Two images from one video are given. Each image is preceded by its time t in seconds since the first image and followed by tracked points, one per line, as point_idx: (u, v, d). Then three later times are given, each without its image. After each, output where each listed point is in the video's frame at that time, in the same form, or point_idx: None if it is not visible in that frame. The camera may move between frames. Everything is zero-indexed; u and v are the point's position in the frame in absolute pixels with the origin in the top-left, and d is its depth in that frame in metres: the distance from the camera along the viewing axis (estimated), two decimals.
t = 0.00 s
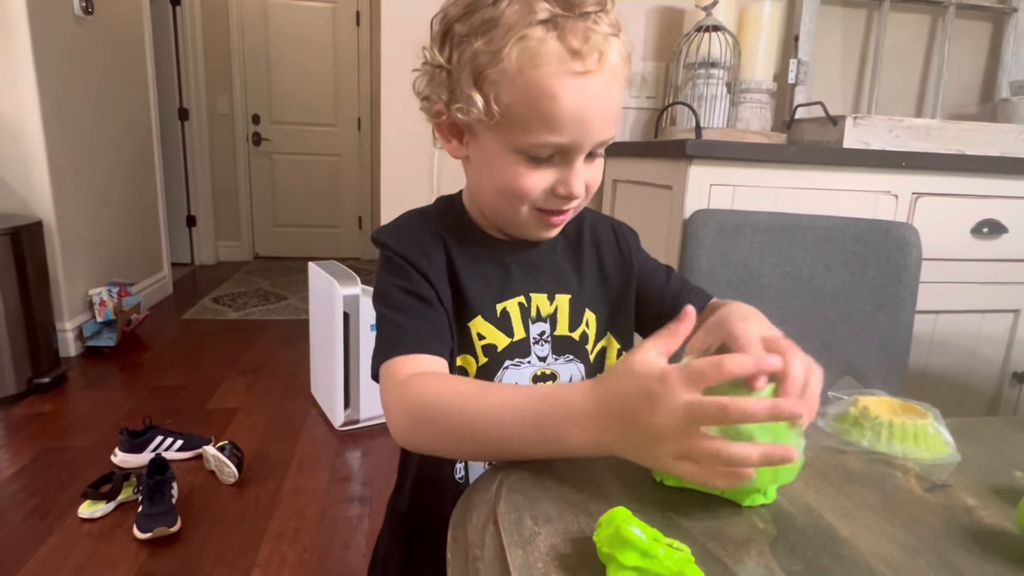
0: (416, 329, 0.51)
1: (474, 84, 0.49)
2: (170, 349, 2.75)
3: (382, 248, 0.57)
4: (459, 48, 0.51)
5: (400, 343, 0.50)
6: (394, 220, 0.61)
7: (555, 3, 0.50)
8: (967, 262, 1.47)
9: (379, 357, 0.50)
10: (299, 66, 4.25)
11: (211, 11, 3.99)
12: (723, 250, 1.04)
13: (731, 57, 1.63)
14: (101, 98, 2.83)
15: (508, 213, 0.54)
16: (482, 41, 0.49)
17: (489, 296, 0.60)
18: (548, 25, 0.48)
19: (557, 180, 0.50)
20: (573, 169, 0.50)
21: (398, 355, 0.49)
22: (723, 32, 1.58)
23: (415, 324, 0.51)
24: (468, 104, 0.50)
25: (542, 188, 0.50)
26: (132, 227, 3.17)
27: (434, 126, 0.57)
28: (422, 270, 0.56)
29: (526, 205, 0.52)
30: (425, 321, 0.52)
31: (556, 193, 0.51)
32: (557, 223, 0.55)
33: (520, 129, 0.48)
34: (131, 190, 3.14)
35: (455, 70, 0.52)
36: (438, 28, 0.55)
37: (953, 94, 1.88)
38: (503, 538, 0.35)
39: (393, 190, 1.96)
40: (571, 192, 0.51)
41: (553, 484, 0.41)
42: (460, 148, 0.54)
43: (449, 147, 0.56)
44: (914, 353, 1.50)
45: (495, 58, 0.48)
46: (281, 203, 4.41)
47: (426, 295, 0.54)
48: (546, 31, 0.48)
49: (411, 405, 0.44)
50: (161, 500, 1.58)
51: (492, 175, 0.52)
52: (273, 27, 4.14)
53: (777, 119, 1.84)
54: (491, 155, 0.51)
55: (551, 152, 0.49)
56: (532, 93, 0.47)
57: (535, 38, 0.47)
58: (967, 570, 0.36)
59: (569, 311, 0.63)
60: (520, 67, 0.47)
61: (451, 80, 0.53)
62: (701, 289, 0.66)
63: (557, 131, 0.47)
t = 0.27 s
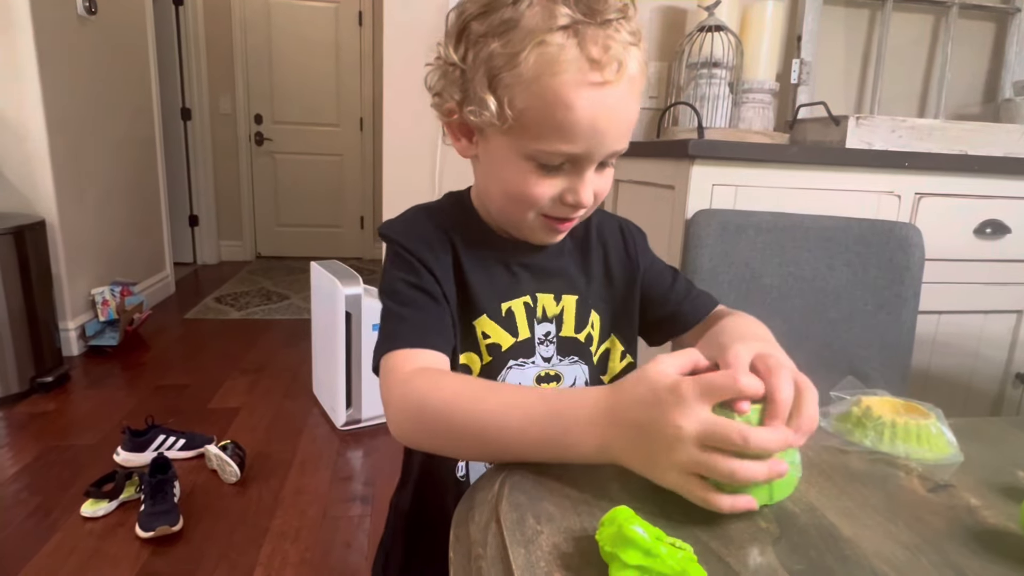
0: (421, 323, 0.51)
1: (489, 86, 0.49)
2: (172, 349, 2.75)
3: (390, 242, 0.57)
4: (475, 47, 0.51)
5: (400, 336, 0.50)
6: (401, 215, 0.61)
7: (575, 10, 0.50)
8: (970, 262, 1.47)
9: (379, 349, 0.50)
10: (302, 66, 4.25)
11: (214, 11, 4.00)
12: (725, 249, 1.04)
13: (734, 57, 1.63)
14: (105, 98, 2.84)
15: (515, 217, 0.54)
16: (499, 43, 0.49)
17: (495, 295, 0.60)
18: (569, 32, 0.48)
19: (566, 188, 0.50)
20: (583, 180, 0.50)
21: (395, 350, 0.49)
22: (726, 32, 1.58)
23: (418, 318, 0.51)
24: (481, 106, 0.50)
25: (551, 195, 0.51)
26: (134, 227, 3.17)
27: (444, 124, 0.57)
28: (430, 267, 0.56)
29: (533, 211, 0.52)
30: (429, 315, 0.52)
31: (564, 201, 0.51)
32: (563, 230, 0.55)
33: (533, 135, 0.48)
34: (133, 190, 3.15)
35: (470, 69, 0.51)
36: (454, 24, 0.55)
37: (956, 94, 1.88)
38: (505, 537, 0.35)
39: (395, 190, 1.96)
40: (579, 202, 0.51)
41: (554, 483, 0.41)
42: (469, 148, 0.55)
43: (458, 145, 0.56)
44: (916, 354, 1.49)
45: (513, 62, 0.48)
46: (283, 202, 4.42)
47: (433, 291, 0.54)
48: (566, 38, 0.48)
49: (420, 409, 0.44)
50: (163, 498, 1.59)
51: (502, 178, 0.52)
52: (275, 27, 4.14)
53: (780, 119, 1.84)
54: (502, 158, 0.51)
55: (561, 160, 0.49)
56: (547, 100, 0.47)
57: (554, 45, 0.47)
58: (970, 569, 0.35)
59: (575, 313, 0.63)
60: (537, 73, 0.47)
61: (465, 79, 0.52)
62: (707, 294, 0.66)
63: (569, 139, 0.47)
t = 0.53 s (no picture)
0: (448, 310, 0.50)
1: (525, 108, 0.47)
2: (174, 349, 2.75)
3: (407, 236, 0.57)
4: (515, 59, 0.47)
5: (428, 324, 0.48)
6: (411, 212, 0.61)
7: (626, 40, 0.47)
8: (972, 263, 1.47)
9: (402, 341, 0.49)
10: (304, 66, 4.26)
11: (216, 11, 4.00)
12: (727, 250, 1.04)
13: (735, 57, 1.63)
14: (107, 98, 2.85)
15: (529, 228, 0.55)
16: (544, 63, 0.46)
17: (513, 295, 0.60)
18: (617, 68, 0.46)
19: (584, 217, 0.51)
20: (601, 212, 0.51)
21: (425, 340, 0.47)
22: (728, 32, 1.57)
23: (444, 306, 0.50)
24: (514, 126, 0.48)
25: (566, 219, 0.51)
26: (136, 227, 3.18)
27: (465, 123, 0.55)
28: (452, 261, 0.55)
29: (545, 229, 0.53)
30: (456, 305, 0.51)
31: (578, 227, 0.52)
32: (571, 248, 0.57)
33: (562, 165, 0.47)
34: (136, 190, 3.16)
35: (506, 82, 0.48)
36: (492, 23, 0.50)
37: (958, 95, 1.88)
38: (507, 536, 0.35)
39: (397, 190, 1.96)
40: (592, 230, 0.52)
41: (557, 483, 0.41)
42: (489, 156, 0.53)
43: (478, 148, 0.54)
44: (918, 355, 1.49)
45: (555, 90, 0.45)
46: (285, 202, 4.42)
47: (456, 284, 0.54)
48: (614, 75, 0.45)
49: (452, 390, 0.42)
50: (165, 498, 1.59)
51: (521, 196, 0.52)
52: (277, 27, 4.15)
53: (782, 120, 1.84)
54: (524, 176, 0.50)
55: (584, 192, 0.49)
56: (584, 136, 0.45)
57: (601, 82, 0.45)
58: (970, 569, 0.36)
59: (587, 315, 0.64)
60: (578, 108, 0.45)
61: (497, 89, 0.49)
62: (712, 300, 0.66)
63: (596, 175, 0.47)
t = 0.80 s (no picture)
0: (449, 338, 0.50)
1: (563, 147, 0.46)
2: (175, 349, 2.76)
3: (408, 241, 0.56)
4: (557, 93, 0.46)
5: (427, 354, 0.49)
6: (409, 212, 0.60)
7: (678, 87, 0.46)
8: (973, 264, 1.47)
9: (401, 366, 0.49)
10: (304, 67, 4.26)
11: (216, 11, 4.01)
12: (727, 250, 1.05)
13: (736, 58, 1.63)
14: (108, 99, 2.85)
15: (541, 250, 0.55)
16: (589, 104, 0.44)
17: (522, 306, 0.60)
18: (665, 120, 0.45)
19: (603, 253, 0.51)
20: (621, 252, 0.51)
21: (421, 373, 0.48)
22: (729, 33, 1.57)
23: (444, 333, 0.50)
24: (549, 165, 0.47)
25: (585, 255, 0.51)
26: (137, 227, 3.18)
27: (491, 138, 0.52)
28: (457, 277, 0.55)
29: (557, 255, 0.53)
30: (456, 330, 0.52)
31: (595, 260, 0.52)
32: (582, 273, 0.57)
33: (590, 208, 0.47)
34: (137, 191, 3.16)
35: (545, 115, 0.46)
36: (535, 45, 0.48)
37: (958, 96, 1.88)
38: (507, 536, 0.36)
39: (397, 191, 1.96)
40: (609, 266, 0.52)
41: (558, 484, 0.41)
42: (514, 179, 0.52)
43: (501, 167, 0.52)
44: (919, 356, 1.49)
45: (598, 135, 0.44)
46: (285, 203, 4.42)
47: (459, 302, 0.54)
48: (660, 125, 0.45)
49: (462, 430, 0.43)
50: (165, 499, 1.59)
51: (544, 225, 0.51)
52: (278, 28, 4.15)
53: (782, 120, 1.84)
54: (547, 210, 0.50)
55: (608, 234, 0.48)
56: (619, 187, 0.45)
57: (645, 135, 0.44)
58: (969, 569, 0.35)
59: (596, 323, 0.64)
60: (619, 158, 0.44)
61: (535, 117, 0.47)
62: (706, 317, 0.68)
63: (624, 220, 0.47)
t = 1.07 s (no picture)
0: (435, 316, 0.51)
1: (490, 109, 0.48)
2: (175, 350, 2.76)
3: (396, 248, 0.58)
4: (475, 64, 0.50)
5: (415, 330, 0.49)
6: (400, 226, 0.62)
7: (580, 29, 0.49)
8: (974, 263, 1.47)
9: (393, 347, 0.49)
10: (305, 67, 4.26)
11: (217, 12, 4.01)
12: (728, 249, 1.04)
13: (736, 58, 1.63)
14: (108, 100, 2.85)
15: (514, 231, 0.56)
16: (501, 63, 0.48)
17: (499, 297, 0.61)
18: (573, 55, 0.47)
19: (567, 207, 0.51)
20: (584, 200, 0.50)
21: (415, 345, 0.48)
22: (729, 33, 1.57)
23: (430, 312, 0.51)
24: (482, 128, 0.49)
25: (551, 214, 0.51)
26: (138, 228, 3.18)
27: (440, 138, 0.56)
28: (440, 267, 0.56)
29: (531, 227, 0.53)
30: (444, 311, 0.52)
31: (564, 220, 0.52)
32: (563, 248, 0.57)
33: (535, 158, 0.48)
34: (137, 192, 3.16)
35: (470, 88, 0.50)
36: (452, 37, 0.53)
37: (958, 95, 1.88)
38: (506, 537, 0.36)
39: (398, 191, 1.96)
40: (578, 222, 0.51)
41: (556, 485, 0.41)
42: (467, 163, 0.54)
43: (455, 158, 0.56)
44: (920, 356, 1.49)
45: (516, 85, 0.47)
46: (286, 203, 4.43)
47: (443, 289, 0.55)
48: (571, 62, 0.47)
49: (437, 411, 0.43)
50: (166, 500, 1.60)
51: (502, 198, 0.52)
52: (278, 29, 4.16)
53: (782, 120, 1.84)
54: (502, 177, 0.51)
55: (563, 182, 0.49)
56: (552, 128, 0.46)
57: (559, 70, 0.47)
58: (967, 569, 0.36)
59: (582, 316, 0.64)
60: (542, 98, 0.46)
61: (464, 96, 0.51)
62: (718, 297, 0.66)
63: (570, 162, 0.48)
